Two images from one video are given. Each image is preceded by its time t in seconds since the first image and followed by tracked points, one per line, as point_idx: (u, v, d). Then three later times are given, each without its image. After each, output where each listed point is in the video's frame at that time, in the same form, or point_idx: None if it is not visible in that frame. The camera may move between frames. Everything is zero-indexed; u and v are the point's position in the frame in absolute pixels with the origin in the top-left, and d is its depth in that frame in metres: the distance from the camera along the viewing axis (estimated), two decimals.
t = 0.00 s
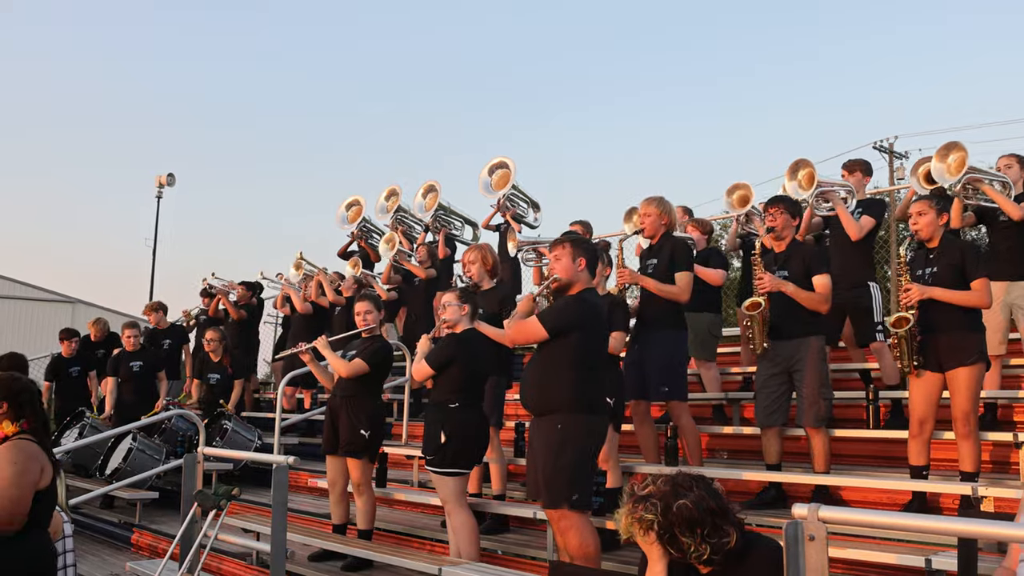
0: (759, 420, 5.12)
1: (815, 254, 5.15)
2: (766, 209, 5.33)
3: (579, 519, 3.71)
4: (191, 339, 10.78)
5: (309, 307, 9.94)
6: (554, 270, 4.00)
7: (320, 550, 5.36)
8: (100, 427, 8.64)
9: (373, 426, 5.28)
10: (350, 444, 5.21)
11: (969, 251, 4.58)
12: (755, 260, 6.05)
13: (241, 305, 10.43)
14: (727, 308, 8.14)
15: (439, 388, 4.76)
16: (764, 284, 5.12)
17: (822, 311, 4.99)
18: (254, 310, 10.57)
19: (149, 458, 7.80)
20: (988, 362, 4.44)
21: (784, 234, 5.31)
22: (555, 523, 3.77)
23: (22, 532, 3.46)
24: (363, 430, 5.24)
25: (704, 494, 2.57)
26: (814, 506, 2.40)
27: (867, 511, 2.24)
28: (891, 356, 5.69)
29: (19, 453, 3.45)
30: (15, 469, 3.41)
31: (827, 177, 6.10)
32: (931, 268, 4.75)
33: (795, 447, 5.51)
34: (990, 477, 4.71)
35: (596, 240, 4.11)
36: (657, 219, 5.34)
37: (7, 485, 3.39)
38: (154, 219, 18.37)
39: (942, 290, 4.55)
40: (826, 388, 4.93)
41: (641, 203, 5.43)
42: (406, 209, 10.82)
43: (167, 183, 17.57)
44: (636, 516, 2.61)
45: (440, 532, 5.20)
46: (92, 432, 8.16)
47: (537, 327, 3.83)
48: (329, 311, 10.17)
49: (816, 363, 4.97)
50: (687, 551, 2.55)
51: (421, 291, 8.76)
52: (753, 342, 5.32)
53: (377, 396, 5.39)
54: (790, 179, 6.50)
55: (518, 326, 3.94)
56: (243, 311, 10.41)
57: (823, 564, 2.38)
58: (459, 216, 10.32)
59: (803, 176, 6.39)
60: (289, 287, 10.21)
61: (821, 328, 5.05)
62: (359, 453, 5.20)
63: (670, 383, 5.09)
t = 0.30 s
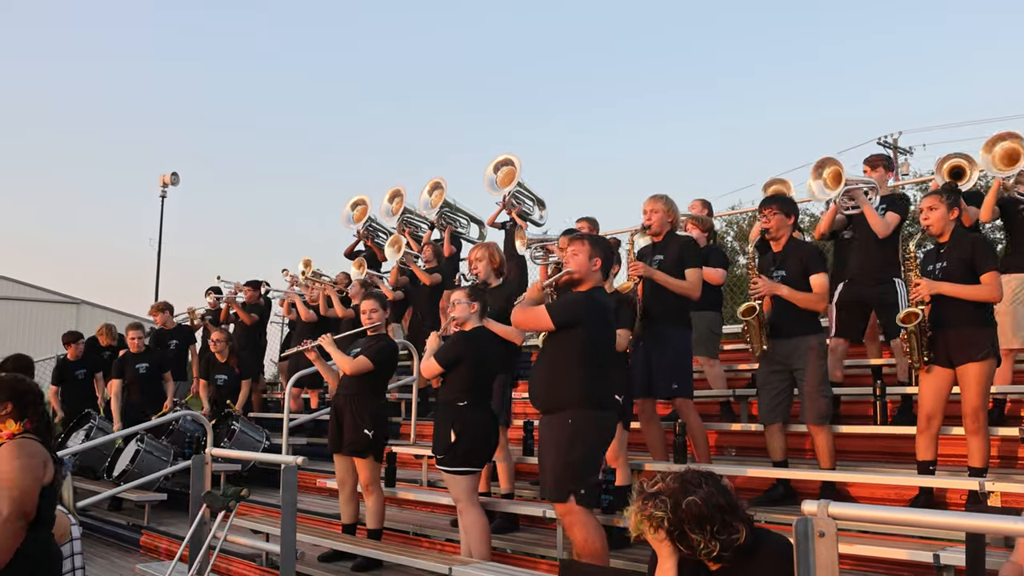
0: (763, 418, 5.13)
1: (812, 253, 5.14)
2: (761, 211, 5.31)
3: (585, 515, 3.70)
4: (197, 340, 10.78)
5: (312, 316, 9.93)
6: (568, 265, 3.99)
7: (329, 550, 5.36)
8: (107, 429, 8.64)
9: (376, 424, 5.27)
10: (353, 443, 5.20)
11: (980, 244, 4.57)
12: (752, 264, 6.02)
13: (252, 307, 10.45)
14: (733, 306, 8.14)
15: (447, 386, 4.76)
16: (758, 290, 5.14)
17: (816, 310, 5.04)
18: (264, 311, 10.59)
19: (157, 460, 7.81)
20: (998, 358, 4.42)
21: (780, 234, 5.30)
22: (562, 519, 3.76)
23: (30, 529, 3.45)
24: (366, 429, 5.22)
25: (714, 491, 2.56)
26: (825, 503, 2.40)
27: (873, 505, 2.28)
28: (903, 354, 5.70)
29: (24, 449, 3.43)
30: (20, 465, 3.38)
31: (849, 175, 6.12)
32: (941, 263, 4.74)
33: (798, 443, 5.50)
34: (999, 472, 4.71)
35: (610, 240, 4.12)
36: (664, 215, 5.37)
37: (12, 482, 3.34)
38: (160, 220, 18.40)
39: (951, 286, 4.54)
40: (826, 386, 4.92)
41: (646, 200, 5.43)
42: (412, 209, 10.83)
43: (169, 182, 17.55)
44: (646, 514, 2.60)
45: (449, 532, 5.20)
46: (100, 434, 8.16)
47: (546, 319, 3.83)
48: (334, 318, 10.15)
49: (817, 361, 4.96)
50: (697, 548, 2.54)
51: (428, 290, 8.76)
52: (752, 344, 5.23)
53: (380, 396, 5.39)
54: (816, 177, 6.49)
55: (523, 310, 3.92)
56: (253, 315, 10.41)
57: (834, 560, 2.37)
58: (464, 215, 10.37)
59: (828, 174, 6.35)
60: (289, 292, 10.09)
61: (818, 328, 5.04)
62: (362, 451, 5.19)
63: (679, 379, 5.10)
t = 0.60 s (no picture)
0: (773, 414, 5.10)
1: (818, 249, 5.15)
2: (767, 207, 5.33)
3: (602, 513, 3.70)
4: (202, 341, 10.79)
5: (313, 313, 9.86)
6: (583, 265, 4.00)
7: (336, 550, 5.38)
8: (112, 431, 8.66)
9: (378, 423, 5.28)
10: (356, 443, 5.22)
11: (983, 242, 4.58)
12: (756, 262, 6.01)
13: (259, 305, 10.45)
14: (739, 303, 8.16)
15: (455, 384, 4.77)
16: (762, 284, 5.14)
17: (824, 305, 5.03)
18: (272, 310, 10.60)
19: (162, 460, 7.82)
20: (1000, 354, 4.43)
21: (786, 230, 5.31)
22: (577, 517, 3.77)
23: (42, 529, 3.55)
24: (369, 428, 5.24)
25: (724, 487, 2.57)
26: (836, 498, 2.40)
27: (881, 500, 2.29)
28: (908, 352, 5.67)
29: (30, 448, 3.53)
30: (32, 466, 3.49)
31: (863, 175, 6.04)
32: (943, 260, 4.74)
33: (806, 439, 5.52)
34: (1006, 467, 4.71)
35: (623, 238, 4.12)
36: (681, 212, 5.44)
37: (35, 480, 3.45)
38: (163, 221, 18.41)
39: (954, 282, 4.54)
40: (834, 381, 4.93)
41: (662, 196, 5.48)
42: (416, 207, 10.83)
43: (173, 183, 17.57)
44: (656, 510, 2.61)
45: (456, 531, 5.21)
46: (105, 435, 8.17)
47: (562, 320, 3.84)
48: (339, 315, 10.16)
49: (826, 356, 4.98)
50: (707, 544, 2.54)
51: (433, 289, 8.77)
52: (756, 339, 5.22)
53: (383, 395, 5.40)
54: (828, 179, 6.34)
55: (537, 311, 3.93)
56: (261, 311, 10.42)
57: (845, 557, 2.37)
58: (468, 213, 10.40)
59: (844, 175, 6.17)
60: (293, 292, 10.09)
61: (825, 324, 5.04)
62: (365, 451, 5.20)
63: (696, 375, 5.10)
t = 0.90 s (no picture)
0: (785, 413, 5.08)
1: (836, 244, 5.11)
2: (783, 202, 5.28)
3: (624, 514, 3.71)
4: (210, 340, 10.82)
5: (318, 312, 9.86)
6: (594, 263, 3.97)
7: (343, 548, 5.36)
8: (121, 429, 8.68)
9: (382, 423, 5.27)
10: (360, 443, 5.20)
11: (980, 239, 4.53)
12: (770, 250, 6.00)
13: (268, 302, 10.45)
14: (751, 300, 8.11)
15: (461, 383, 4.75)
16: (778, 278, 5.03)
17: (842, 297, 4.97)
18: (280, 309, 10.61)
19: (171, 458, 7.83)
20: (1000, 351, 4.38)
21: (802, 226, 5.26)
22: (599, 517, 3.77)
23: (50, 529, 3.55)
24: (373, 429, 5.22)
25: (735, 487, 2.54)
26: (847, 499, 2.38)
27: (893, 501, 2.27)
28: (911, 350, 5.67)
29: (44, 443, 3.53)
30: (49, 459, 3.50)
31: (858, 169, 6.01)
32: (941, 256, 4.68)
33: (817, 438, 5.48)
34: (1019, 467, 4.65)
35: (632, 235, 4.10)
36: (703, 207, 5.38)
37: (46, 472, 3.45)
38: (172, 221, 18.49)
39: (953, 280, 4.49)
40: (852, 380, 4.90)
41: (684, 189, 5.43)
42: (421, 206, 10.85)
43: (182, 184, 17.64)
44: (666, 503, 2.58)
45: (463, 530, 5.18)
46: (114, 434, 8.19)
47: (581, 322, 3.80)
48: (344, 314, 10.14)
49: (846, 353, 4.95)
50: (713, 541, 2.52)
51: (438, 288, 8.75)
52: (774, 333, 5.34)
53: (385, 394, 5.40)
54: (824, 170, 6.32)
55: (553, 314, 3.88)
56: (268, 308, 10.41)
57: (857, 557, 2.36)
58: (475, 212, 10.36)
59: (839, 166, 6.20)
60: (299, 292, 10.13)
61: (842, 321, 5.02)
62: (370, 452, 5.18)
63: (716, 371, 5.06)
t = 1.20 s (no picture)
0: (791, 410, 5.07)
1: (849, 244, 5.10)
2: (791, 201, 5.23)
3: (636, 512, 3.71)
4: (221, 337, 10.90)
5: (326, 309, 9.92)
6: (615, 253, 3.97)
7: (352, 544, 5.40)
8: (134, 425, 8.76)
9: (389, 420, 5.32)
10: (368, 440, 5.24)
11: (983, 236, 4.50)
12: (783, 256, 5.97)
13: (276, 303, 10.48)
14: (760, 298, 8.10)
15: (469, 381, 4.76)
16: (794, 283, 5.04)
17: (858, 302, 4.96)
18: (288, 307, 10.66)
19: (182, 454, 7.90)
20: (1003, 349, 4.38)
21: (811, 225, 5.22)
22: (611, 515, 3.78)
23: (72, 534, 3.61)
24: (380, 425, 5.26)
25: (748, 479, 2.52)
26: (850, 497, 2.38)
27: (897, 499, 2.27)
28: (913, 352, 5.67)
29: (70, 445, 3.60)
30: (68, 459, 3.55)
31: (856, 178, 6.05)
32: (942, 254, 4.66)
33: (824, 436, 5.47)
34: None
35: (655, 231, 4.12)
36: (721, 204, 5.35)
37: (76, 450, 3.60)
38: (182, 219, 18.60)
39: (957, 277, 4.45)
40: (863, 379, 4.89)
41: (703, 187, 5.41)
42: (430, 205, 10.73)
43: (192, 181, 17.73)
44: (680, 491, 2.54)
45: (470, 527, 5.20)
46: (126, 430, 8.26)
47: (594, 307, 3.81)
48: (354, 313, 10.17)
49: (858, 352, 4.94)
50: (722, 532, 2.50)
51: (446, 286, 8.78)
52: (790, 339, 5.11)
53: (391, 390, 5.44)
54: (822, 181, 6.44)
55: (566, 298, 3.88)
56: (278, 311, 10.44)
57: (861, 555, 2.35)
58: (482, 209, 10.37)
59: (835, 177, 6.29)
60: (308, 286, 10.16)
61: (857, 320, 5.01)
62: (377, 448, 5.23)
63: (730, 369, 5.05)
